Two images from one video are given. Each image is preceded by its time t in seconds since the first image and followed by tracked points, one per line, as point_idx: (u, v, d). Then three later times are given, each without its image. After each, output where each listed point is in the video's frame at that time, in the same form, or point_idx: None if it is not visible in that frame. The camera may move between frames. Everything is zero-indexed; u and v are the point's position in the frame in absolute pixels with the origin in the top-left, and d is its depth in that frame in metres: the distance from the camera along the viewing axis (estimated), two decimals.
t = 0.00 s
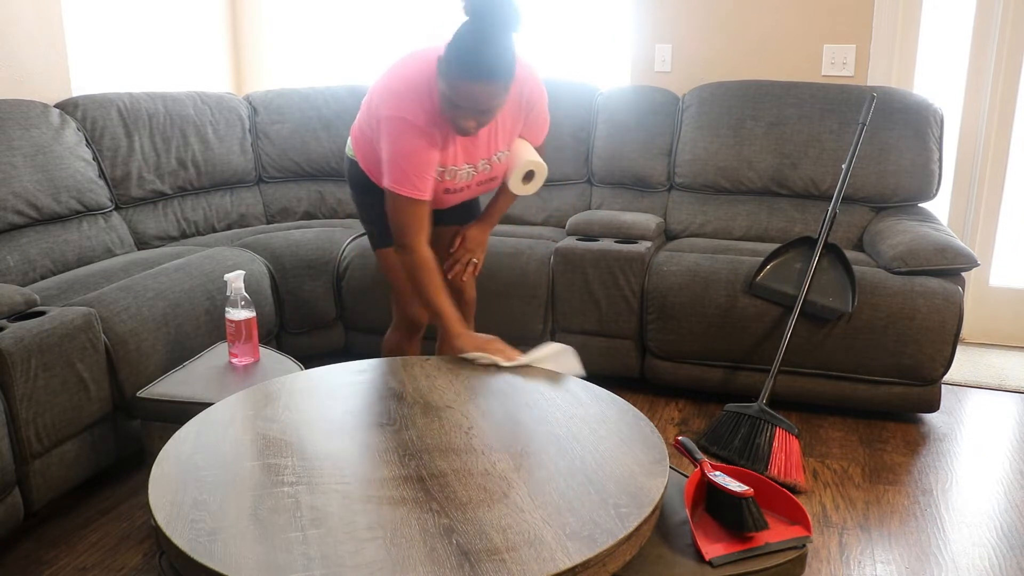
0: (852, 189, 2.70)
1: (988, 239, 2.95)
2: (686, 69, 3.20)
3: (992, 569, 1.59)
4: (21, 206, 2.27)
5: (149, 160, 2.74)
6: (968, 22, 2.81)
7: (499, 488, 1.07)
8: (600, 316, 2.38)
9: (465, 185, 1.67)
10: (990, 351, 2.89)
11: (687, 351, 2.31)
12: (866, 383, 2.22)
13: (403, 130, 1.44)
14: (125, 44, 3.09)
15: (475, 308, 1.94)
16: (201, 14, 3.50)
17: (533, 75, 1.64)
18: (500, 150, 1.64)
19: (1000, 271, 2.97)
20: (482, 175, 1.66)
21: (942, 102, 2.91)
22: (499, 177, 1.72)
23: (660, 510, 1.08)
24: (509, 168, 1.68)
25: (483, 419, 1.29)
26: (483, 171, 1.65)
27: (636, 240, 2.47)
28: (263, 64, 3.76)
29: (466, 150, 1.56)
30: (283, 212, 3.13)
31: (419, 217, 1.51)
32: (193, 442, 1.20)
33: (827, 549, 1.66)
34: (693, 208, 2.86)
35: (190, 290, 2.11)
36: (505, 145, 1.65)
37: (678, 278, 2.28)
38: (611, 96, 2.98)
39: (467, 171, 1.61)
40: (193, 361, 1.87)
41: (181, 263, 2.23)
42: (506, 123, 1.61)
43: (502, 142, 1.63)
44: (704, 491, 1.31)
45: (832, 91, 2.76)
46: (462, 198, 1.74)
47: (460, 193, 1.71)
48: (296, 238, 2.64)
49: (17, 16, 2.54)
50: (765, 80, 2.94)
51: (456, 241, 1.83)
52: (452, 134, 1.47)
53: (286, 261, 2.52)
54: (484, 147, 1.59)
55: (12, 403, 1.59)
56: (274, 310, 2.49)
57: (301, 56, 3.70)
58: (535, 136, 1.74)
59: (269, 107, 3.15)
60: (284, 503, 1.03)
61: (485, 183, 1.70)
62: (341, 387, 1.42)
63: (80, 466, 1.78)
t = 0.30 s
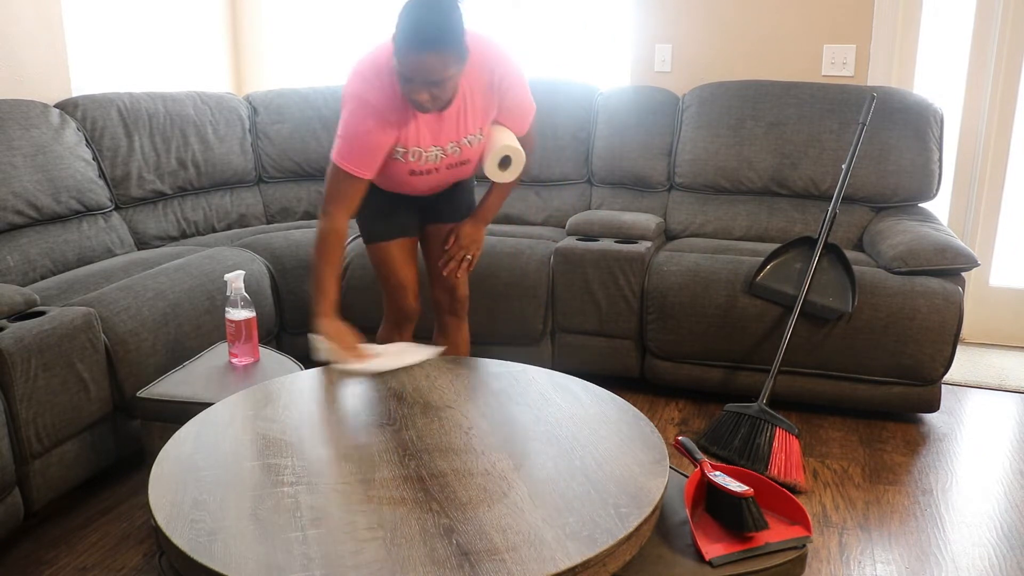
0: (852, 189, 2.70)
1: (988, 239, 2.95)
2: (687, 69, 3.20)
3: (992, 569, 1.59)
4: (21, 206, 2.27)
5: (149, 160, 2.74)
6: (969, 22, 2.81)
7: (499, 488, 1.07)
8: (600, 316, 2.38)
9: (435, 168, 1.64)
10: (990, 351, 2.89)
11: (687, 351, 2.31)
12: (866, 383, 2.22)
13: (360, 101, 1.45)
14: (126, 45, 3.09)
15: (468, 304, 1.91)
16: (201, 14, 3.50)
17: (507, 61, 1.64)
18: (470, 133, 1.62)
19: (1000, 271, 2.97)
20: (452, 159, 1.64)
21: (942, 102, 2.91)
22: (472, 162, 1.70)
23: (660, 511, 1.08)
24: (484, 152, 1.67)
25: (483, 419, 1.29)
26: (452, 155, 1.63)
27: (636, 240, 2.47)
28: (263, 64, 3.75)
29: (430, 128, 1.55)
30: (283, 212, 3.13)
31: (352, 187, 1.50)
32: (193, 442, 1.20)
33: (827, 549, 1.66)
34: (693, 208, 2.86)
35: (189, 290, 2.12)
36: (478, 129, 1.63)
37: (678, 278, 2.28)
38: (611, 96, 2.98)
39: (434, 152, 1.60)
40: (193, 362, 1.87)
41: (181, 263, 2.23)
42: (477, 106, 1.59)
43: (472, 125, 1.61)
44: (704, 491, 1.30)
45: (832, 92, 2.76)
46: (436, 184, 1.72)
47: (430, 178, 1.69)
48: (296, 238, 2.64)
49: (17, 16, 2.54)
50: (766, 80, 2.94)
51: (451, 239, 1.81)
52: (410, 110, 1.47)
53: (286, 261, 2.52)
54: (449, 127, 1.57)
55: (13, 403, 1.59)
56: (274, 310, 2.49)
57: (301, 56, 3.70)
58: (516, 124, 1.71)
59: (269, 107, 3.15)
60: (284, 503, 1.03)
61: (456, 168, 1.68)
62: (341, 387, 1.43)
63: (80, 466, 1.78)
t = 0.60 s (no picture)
0: (852, 190, 2.70)
1: (988, 239, 2.95)
2: (687, 69, 3.20)
3: (992, 569, 1.59)
4: (21, 206, 2.27)
5: (149, 161, 2.74)
6: (969, 21, 2.81)
7: (499, 488, 1.07)
8: (600, 316, 2.38)
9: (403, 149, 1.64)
10: (990, 351, 2.89)
11: (686, 351, 2.31)
12: (866, 383, 2.22)
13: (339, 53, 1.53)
14: (126, 45, 3.09)
15: (465, 304, 1.91)
16: (201, 14, 3.49)
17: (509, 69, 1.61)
18: (440, 115, 1.60)
19: (1000, 271, 2.97)
20: (421, 138, 1.62)
21: (942, 102, 2.91)
22: (445, 151, 1.66)
23: (660, 511, 1.08)
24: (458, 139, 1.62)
25: (483, 419, 1.28)
26: (419, 135, 1.61)
27: (636, 240, 2.47)
28: (263, 64, 3.75)
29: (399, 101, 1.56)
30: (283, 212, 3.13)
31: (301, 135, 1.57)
32: (193, 442, 1.20)
33: (827, 549, 1.66)
34: (693, 208, 2.86)
35: (190, 290, 2.11)
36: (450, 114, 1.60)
37: (678, 278, 2.28)
38: (611, 96, 2.98)
39: (403, 129, 1.60)
40: (193, 362, 1.87)
41: (181, 264, 2.23)
42: (448, 86, 1.58)
43: (444, 107, 1.59)
44: (704, 491, 1.30)
45: (832, 92, 2.76)
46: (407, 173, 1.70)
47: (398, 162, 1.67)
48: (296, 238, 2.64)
49: (17, 16, 2.54)
50: (766, 80, 2.94)
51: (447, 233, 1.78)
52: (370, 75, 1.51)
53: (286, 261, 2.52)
54: (418, 101, 1.57)
55: (12, 403, 1.59)
56: (275, 310, 2.49)
57: (301, 56, 3.70)
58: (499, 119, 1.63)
59: (269, 107, 3.15)
60: (284, 503, 1.03)
61: (426, 153, 1.65)
62: (342, 386, 1.43)
63: (80, 466, 1.78)
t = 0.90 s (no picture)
0: (852, 190, 2.70)
1: (988, 238, 2.95)
2: (687, 69, 3.20)
3: (992, 569, 1.59)
4: (21, 206, 2.27)
5: (149, 160, 2.74)
6: (969, 21, 2.81)
7: (499, 488, 1.07)
8: (600, 316, 2.38)
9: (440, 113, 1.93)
10: (990, 352, 2.89)
11: (686, 351, 2.31)
12: (866, 383, 2.22)
13: (467, 11, 1.78)
14: (125, 45, 3.09)
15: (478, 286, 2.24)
16: (201, 14, 3.49)
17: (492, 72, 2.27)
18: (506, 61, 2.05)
19: (1000, 271, 2.97)
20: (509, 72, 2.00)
21: (942, 102, 2.91)
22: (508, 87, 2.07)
23: (660, 510, 1.08)
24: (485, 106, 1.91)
25: (483, 419, 1.29)
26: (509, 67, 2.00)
27: (636, 240, 2.47)
28: (263, 64, 3.75)
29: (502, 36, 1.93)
30: (283, 212, 3.14)
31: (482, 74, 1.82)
32: (193, 442, 1.20)
33: (827, 549, 1.66)
34: (692, 208, 2.86)
35: (190, 290, 2.12)
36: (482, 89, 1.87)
37: (678, 278, 2.28)
38: (611, 96, 2.98)
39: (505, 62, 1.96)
40: (193, 362, 1.87)
41: (181, 264, 2.23)
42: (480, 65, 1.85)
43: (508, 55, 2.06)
44: (704, 491, 1.30)
45: (832, 92, 2.76)
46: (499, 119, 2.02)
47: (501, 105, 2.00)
48: (296, 238, 2.64)
49: (17, 16, 2.54)
50: (766, 80, 2.94)
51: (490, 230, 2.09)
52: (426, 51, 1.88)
53: (286, 261, 2.52)
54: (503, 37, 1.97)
55: (13, 403, 1.59)
56: (275, 310, 2.49)
57: (301, 56, 3.70)
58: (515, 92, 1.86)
59: (269, 107, 3.15)
60: (284, 503, 1.03)
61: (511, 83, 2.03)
62: (340, 386, 1.43)
63: (80, 466, 1.78)
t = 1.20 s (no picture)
0: (852, 190, 2.70)
1: (988, 238, 2.95)
2: (687, 69, 3.20)
3: (992, 569, 1.59)
4: (21, 206, 2.27)
5: (149, 160, 2.74)
6: (969, 21, 2.81)
7: (499, 488, 1.07)
8: (600, 316, 2.38)
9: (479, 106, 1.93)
10: (990, 352, 2.89)
11: (687, 351, 2.31)
12: (866, 383, 2.22)
13: (532, 9, 1.86)
14: (125, 45, 3.09)
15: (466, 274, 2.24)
16: (201, 14, 3.49)
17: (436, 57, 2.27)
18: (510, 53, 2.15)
19: (1000, 271, 2.97)
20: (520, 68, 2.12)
21: (942, 102, 2.91)
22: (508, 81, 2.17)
23: (660, 510, 1.08)
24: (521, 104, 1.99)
25: (483, 419, 1.29)
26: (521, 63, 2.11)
27: (636, 240, 2.47)
28: (263, 64, 3.75)
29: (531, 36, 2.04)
30: (283, 212, 3.14)
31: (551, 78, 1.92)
32: (193, 442, 1.20)
33: (827, 549, 1.66)
34: (692, 208, 2.85)
35: (190, 290, 2.12)
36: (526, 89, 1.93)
37: (678, 278, 2.28)
38: (611, 96, 2.98)
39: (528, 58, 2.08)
40: (193, 362, 1.87)
41: (181, 264, 2.23)
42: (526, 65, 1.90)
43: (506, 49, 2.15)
44: (704, 491, 1.30)
45: (832, 92, 2.76)
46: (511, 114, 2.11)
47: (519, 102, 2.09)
48: (296, 238, 2.64)
49: (17, 16, 2.55)
50: (766, 80, 2.94)
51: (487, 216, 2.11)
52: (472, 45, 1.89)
53: (286, 261, 2.52)
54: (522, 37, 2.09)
55: (12, 403, 1.59)
56: (275, 310, 2.49)
57: (301, 56, 3.70)
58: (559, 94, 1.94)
59: (269, 107, 3.15)
60: (284, 503, 1.03)
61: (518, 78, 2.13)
62: (340, 385, 1.43)
63: (80, 466, 1.78)
